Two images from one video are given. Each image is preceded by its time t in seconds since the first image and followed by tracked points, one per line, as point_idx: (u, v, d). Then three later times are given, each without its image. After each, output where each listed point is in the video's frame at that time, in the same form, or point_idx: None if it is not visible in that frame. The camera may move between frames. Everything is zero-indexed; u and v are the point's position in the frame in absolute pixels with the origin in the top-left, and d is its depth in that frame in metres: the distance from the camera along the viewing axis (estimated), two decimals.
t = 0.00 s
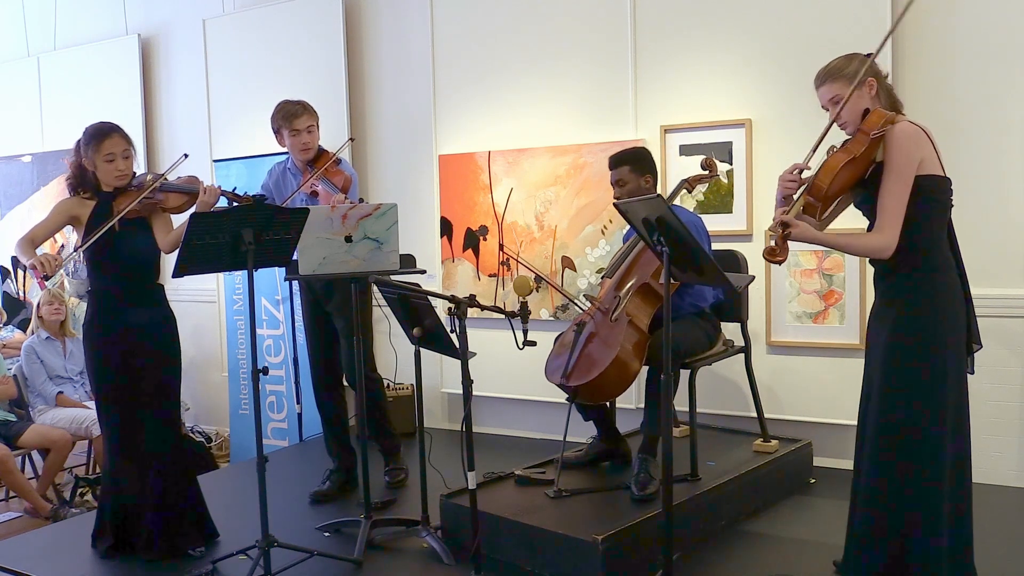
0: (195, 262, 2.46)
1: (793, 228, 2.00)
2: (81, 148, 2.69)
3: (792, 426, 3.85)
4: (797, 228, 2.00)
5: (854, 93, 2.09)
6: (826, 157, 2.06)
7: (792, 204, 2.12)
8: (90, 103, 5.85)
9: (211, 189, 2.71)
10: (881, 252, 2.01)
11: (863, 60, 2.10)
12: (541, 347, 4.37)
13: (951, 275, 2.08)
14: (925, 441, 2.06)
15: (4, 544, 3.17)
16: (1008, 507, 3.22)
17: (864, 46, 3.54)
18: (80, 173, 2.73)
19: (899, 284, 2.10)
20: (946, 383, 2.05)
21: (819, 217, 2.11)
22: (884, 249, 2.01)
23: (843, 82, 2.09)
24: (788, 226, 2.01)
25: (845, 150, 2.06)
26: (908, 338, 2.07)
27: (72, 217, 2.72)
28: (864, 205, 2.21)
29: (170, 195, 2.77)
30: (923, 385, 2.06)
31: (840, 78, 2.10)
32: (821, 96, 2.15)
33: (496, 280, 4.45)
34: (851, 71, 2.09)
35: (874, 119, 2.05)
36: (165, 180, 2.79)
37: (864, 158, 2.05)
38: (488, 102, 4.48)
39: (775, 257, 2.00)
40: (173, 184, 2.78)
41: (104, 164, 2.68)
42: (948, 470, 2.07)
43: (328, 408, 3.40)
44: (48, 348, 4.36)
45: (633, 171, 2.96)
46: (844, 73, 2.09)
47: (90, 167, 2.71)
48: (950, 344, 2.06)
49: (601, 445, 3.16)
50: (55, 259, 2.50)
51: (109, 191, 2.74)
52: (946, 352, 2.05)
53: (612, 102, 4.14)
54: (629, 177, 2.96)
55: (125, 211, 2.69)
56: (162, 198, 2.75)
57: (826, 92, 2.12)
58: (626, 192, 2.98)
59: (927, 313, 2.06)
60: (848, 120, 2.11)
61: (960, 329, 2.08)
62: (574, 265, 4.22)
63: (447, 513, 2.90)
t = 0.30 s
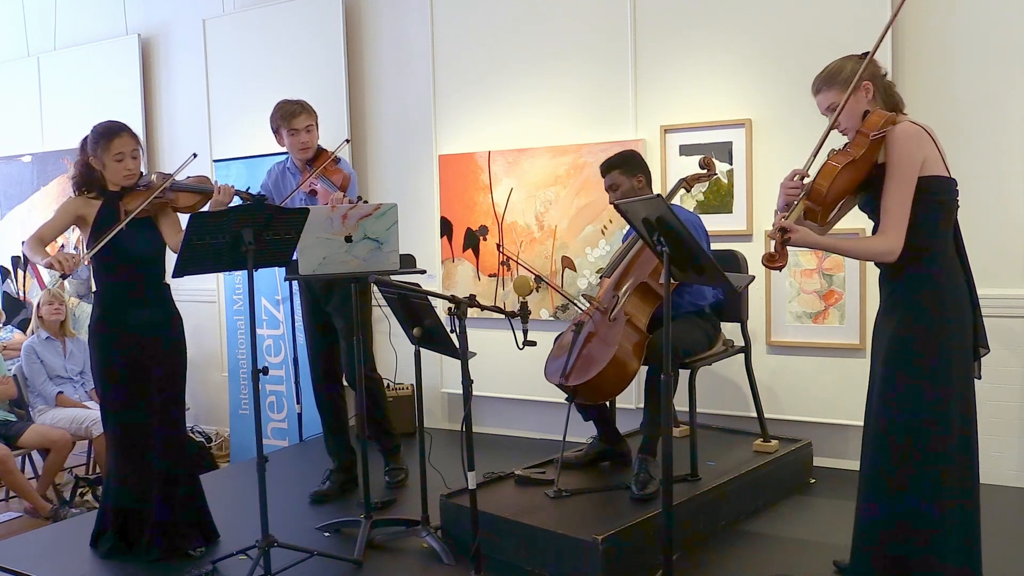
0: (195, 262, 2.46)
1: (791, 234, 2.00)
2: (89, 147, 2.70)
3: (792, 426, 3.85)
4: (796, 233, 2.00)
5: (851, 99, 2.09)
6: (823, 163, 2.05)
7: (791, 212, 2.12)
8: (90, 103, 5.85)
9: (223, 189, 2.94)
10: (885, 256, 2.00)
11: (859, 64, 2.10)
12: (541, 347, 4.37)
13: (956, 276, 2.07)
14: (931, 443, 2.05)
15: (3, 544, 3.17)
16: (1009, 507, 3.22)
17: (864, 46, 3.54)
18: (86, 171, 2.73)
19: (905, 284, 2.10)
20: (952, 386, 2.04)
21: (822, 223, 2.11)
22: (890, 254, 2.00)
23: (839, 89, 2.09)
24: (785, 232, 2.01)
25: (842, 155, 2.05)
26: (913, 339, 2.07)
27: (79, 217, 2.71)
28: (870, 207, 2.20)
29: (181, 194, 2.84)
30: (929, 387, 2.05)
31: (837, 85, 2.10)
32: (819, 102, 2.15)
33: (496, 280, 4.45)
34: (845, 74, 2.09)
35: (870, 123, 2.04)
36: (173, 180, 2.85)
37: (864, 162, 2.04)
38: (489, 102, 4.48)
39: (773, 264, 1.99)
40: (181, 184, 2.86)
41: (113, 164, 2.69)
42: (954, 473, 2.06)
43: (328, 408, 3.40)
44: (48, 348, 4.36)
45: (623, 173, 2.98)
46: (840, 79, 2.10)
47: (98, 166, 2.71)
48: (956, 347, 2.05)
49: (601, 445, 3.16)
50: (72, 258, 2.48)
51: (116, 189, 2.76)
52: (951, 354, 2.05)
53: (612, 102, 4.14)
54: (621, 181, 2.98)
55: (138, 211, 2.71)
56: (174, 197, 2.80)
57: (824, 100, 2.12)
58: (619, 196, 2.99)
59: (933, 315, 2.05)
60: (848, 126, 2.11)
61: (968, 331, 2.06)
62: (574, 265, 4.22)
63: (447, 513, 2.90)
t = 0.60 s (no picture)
0: (194, 262, 2.46)
1: (786, 233, 1.99)
2: (98, 146, 2.68)
3: (792, 426, 3.85)
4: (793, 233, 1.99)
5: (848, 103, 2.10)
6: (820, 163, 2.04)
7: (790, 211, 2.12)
8: (90, 103, 5.85)
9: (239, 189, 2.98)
10: (881, 256, 2.01)
11: (856, 67, 2.11)
12: (541, 347, 4.37)
13: (959, 276, 2.06)
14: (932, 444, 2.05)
15: (4, 544, 3.17)
16: (1010, 507, 3.22)
17: (864, 46, 3.55)
18: (94, 171, 2.72)
19: (907, 285, 2.09)
20: (953, 387, 2.04)
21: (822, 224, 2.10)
22: (887, 254, 2.01)
23: (836, 93, 2.11)
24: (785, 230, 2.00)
25: (840, 156, 2.05)
26: (915, 340, 2.06)
27: (87, 216, 2.70)
28: (870, 205, 2.19)
29: (191, 193, 2.92)
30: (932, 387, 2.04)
31: (834, 89, 2.11)
32: (818, 107, 2.16)
33: (496, 280, 4.45)
34: (841, 78, 2.10)
35: (868, 125, 2.04)
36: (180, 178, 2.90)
37: (863, 162, 2.03)
38: (489, 102, 4.47)
39: (767, 261, 1.97)
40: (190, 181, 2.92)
41: (124, 163, 2.69)
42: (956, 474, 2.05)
43: (328, 407, 3.40)
44: (48, 349, 4.36)
45: (615, 181, 2.99)
46: (837, 83, 2.11)
47: (107, 165, 2.70)
48: (958, 348, 2.05)
49: (601, 445, 3.16)
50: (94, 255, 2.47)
51: (124, 188, 2.76)
52: (954, 356, 2.04)
53: (612, 102, 4.14)
54: (614, 188, 3.00)
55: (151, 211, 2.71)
56: (186, 197, 2.88)
57: (822, 105, 2.14)
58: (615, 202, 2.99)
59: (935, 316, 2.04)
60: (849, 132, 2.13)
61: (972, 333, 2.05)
62: (575, 265, 4.22)
63: (447, 514, 2.90)
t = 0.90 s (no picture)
0: (194, 262, 2.46)
1: (779, 219, 2.02)
2: (108, 145, 2.69)
3: (792, 426, 3.85)
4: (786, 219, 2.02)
5: (848, 100, 2.10)
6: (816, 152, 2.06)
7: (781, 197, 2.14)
8: (90, 103, 5.85)
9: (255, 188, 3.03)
10: (873, 249, 2.00)
11: (856, 65, 2.11)
12: (541, 347, 4.37)
13: (957, 277, 2.07)
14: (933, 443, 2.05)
15: (3, 544, 3.17)
16: (1010, 507, 3.22)
17: (864, 46, 3.55)
18: (104, 169, 2.72)
19: (905, 285, 2.09)
20: (953, 388, 2.04)
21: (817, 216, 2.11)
22: (879, 248, 2.00)
23: (837, 89, 2.10)
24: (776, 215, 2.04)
25: (837, 148, 2.06)
26: (916, 340, 2.06)
27: (97, 215, 2.70)
28: (869, 204, 2.19)
29: (204, 194, 2.91)
30: (932, 388, 2.04)
31: (834, 85, 2.11)
32: (818, 104, 2.16)
33: (496, 280, 4.45)
34: (842, 76, 2.11)
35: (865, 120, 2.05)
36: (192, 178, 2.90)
37: (859, 157, 2.04)
38: (489, 101, 4.47)
39: (756, 243, 2.02)
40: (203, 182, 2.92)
41: (135, 163, 2.70)
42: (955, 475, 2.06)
43: (328, 407, 3.40)
44: (48, 348, 4.36)
45: (610, 189, 2.99)
46: (837, 79, 2.11)
47: (117, 164, 2.71)
48: (958, 348, 2.05)
49: (601, 445, 3.16)
50: (118, 250, 2.54)
51: (133, 188, 2.76)
52: (953, 356, 2.04)
53: (612, 102, 4.13)
54: (609, 195, 2.99)
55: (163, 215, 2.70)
56: (199, 197, 2.87)
57: (822, 100, 2.13)
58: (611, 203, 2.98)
59: (933, 315, 2.04)
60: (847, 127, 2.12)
61: (971, 334, 2.06)
62: (575, 265, 4.22)
63: (447, 513, 2.90)
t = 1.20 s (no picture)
0: (194, 262, 2.46)
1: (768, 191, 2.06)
2: (117, 144, 2.67)
3: (793, 426, 3.85)
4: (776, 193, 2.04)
5: (852, 92, 2.13)
6: (815, 132, 2.09)
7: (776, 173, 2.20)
8: (90, 103, 5.85)
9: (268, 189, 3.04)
10: (851, 236, 2.01)
11: (863, 60, 2.15)
12: (541, 347, 4.37)
13: (948, 276, 2.07)
14: (933, 443, 2.05)
15: (3, 544, 3.17)
16: (1010, 507, 3.22)
17: (864, 46, 3.55)
18: (112, 168, 2.71)
19: (899, 285, 2.09)
20: (949, 386, 2.04)
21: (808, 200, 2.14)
22: (860, 236, 2.01)
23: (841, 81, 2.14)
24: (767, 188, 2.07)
25: (835, 132, 2.08)
26: (909, 340, 2.06)
27: (105, 213, 2.71)
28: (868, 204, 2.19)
29: (214, 194, 2.95)
30: (928, 388, 2.04)
31: (839, 77, 2.14)
32: (822, 95, 2.20)
33: (496, 280, 4.45)
34: (847, 69, 2.14)
35: (866, 110, 2.07)
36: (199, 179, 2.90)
37: (854, 146, 2.06)
38: (489, 101, 4.48)
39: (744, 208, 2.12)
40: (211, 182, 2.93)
41: (145, 163, 2.70)
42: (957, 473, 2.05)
43: (327, 407, 3.40)
44: (48, 348, 4.36)
45: (609, 190, 2.99)
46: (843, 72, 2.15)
47: (125, 163, 2.70)
48: (951, 346, 2.05)
49: (601, 445, 3.16)
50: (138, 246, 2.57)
51: (141, 188, 2.76)
52: (946, 355, 2.04)
53: (612, 102, 4.13)
54: (609, 195, 2.99)
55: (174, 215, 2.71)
56: (208, 198, 2.91)
57: (827, 90, 2.17)
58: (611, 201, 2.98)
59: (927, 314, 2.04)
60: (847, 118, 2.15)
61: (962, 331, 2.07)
62: (575, 265, 4.22)
63: (447, 514, 2.90)
